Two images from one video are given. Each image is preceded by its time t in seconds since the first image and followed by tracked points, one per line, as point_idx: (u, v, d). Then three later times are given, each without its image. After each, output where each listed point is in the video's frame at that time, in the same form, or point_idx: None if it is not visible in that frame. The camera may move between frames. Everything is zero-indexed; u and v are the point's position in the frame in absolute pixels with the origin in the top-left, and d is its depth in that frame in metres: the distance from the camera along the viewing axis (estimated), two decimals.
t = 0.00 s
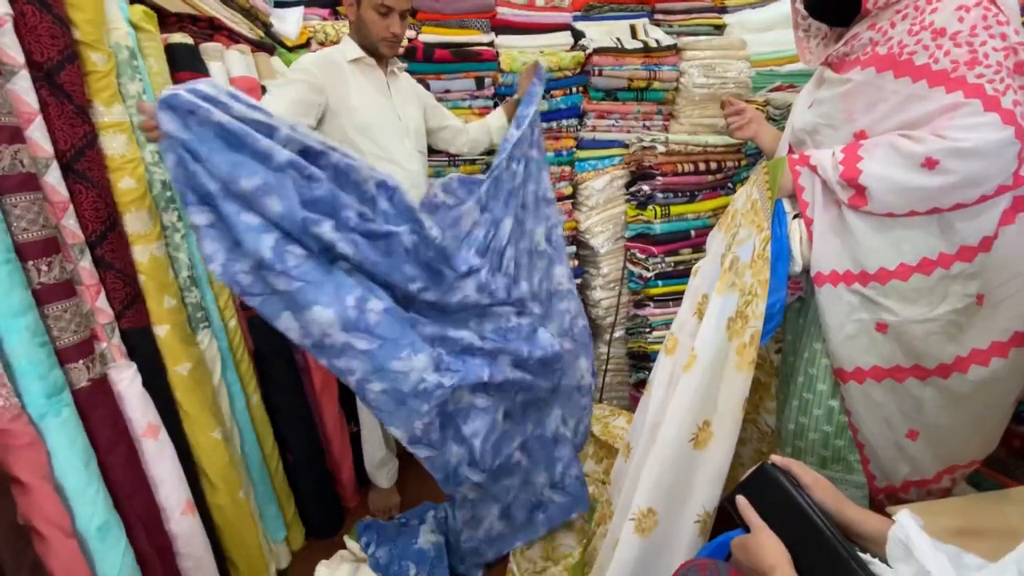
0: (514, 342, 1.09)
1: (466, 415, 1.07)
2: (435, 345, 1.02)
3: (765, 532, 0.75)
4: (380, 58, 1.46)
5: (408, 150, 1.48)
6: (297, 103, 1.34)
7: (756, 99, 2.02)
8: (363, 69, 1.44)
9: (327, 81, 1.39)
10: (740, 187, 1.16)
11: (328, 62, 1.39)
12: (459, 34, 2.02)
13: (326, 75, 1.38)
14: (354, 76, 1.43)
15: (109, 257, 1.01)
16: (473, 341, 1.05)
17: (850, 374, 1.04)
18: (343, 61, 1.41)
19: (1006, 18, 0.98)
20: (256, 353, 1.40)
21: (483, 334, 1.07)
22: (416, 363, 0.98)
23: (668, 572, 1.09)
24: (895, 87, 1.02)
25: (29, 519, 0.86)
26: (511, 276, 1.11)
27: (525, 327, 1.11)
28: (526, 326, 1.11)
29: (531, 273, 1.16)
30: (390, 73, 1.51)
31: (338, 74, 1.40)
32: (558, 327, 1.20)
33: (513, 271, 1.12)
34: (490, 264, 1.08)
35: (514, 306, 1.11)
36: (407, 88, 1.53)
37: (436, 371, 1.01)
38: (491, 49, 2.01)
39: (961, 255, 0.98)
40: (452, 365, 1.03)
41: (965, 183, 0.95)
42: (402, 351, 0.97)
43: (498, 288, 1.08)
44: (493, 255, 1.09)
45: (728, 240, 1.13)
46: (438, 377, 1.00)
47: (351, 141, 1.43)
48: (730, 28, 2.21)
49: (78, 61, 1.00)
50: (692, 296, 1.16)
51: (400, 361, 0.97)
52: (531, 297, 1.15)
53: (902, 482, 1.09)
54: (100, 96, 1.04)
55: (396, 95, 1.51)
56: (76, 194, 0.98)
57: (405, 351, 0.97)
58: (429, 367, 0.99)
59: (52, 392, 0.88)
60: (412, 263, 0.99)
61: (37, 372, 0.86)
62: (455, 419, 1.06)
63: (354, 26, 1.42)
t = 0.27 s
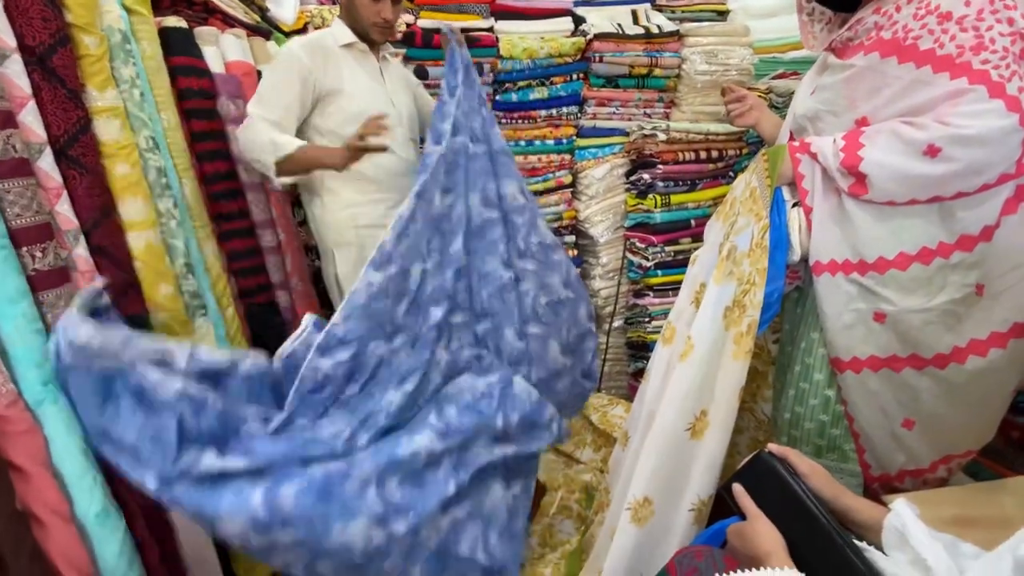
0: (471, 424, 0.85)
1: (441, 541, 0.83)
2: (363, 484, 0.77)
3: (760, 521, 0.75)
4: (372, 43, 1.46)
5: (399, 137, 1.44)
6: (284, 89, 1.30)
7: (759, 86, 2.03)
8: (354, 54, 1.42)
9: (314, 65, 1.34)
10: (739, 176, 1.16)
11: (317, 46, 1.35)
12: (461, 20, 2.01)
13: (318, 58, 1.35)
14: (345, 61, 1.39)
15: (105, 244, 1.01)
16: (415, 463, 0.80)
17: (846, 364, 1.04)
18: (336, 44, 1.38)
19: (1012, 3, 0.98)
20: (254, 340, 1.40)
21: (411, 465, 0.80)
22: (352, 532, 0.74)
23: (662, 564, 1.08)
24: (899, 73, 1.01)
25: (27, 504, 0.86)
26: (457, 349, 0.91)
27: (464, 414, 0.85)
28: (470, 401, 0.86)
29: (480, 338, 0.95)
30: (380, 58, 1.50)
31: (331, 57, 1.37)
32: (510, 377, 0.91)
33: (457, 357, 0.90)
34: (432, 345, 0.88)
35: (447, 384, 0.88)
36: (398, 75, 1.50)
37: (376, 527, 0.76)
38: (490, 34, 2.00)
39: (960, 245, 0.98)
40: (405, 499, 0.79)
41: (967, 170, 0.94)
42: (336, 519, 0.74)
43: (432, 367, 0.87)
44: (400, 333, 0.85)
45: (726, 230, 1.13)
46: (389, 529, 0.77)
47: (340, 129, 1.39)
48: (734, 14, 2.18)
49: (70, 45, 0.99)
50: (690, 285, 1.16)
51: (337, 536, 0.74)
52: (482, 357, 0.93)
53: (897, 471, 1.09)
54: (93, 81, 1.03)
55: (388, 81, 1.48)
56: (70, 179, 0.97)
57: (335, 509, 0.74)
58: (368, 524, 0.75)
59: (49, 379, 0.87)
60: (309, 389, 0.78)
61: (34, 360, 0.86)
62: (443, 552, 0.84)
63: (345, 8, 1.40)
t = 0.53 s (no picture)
0: (459, 399, 1.22)
1: (432, 469, 1.18)
2: (392, 425, 1.16)
3: (758, 515, 0.75)
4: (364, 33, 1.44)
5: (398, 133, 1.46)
6: (290, 92, 1.28)
7: (760, 80, 2.02)
8: (349, 48, 1.40)
9: (315, 64, 1.32)
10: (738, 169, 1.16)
11: (316, 42, 1.32)
12: (460, 11, 1.98)
13: (319, 58, 1.33)
14: (342, 56, 1.38)
15: (101, 236, 1.01)
16: (415, 410, 1.18)
17: (843, 359, 1.04)
18: (332, 39, 1.36)
19: None
20: (253, 333, 1.40)
21: (416, 410, 1.18)
22: (375, 467, 1.13)
23: (659, 558, 1.09)
24: (900, 67, 1.01)
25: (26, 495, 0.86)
26: (449, 348, 1.22)
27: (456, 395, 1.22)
28: (464, 381, 1.22)
29: (468, 333, 1.23)
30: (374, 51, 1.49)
31: (329, 54, 1.35)
32: (489, 364, 1.24)
33: (450, 338, 1.22)
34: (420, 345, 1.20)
35: (432, 376, 1.20)
36: (393, 68, 1.51)
37: (390, 468, 1.15)
38: (490, 27, 1.99)
39: (959, 240, 0.98)
40: (411, 442, 1.17)
41: (966, 165, 0.94)
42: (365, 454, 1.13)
43: (421, 360, 1.19)
44: (415, 336, 1.20)
45: (725, 224, 1.12)
46: (400, 468, 1.15)
47: (341, 126, 1.39)
48: (734, 8, 2.18)
49: (66, 35, 0.98)
50: (688, 279, 1.16)
51: (365, 479, 1.13)
52: (474, 353, 1.23)
53: (893, 466, 1.09)
54: (88, 72, 1.03)
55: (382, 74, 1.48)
56: (66, 171, 0.97)
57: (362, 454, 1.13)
58: (383, 462, 1.14)
59: (46, 371, 0.87)
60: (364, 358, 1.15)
61: (31, 352, 0.85)
62: (435, 480, 1.18)
63: None
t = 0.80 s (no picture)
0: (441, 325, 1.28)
1: (417, 389, 1.23)
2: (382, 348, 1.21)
3: (760, 515, 0.75)
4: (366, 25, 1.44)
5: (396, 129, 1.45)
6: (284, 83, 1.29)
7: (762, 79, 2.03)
8: (349, 42, 1.41)
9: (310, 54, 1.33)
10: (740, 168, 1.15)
11: (312, 35, 1.33)
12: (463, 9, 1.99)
13: (315, 50, 1.33)
14: (340, 50, 1.38)
15: (102, 233, 1.00)
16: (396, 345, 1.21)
17: (844, 359, 1.04)
18: (330, 34, 1.36)
19: None
20: (255, 331, 1.40)
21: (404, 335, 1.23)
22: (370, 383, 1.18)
23: (660, 557, 1.09)
24: (903, 66, 1.01)
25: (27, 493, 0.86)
26: (438, 282, 1.29)
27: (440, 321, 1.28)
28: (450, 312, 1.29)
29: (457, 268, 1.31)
30: (375, 47, 1.49)
31: (326, 49, 1.36)
32: (472, 304, 1.32)
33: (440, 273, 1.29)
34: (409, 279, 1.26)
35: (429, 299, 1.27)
36: (394, 65, 1.50)
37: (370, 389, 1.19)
38: (492, 24, 1.99)
39: (961, 240, 0.98)
40: (399, 361, 1.22)
41: (969, 165, 0.94)
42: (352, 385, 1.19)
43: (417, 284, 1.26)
44: (404, 271, 1.25)
45: (726, 223, 1.12)
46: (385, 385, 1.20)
47: (338, 121, 1.39)
48: (738, 6, 2.18)
49: (66, 32, 0.98)
50: (688, 279, 1.16)
51: (358, 412, 1.17)
52: (461, 288, 1.31)
53: (895, 467, 1.09)
54: (89, 69, 1.02)
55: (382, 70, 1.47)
56: (67, 168, 0.97)
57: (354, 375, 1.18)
58: (377, 378, 1.19)
59: (46, 368, 0.87)
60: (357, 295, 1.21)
61: (32, 349, 0.85)
62: (419, 399, 1.23)
63: None
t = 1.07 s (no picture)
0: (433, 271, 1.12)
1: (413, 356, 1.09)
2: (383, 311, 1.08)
3: (766, 520, 0.74)
4: (372, 20, 1.41)
5: (397, 128, 1.42)
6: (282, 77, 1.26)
7: (766, 80, 2.01)
8: (348, 39, 1.39)
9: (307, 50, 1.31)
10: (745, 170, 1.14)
11: (309, 31, 1.31)
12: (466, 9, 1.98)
13: (312, 46, 1.31)
14: (339, 46, 1.36)
15: (103, 233, 1.00)
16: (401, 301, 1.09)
17: (850, 362, 1.03)
18: (329, 30, 1.35)
19: None
20: (256, 331, 1.40)
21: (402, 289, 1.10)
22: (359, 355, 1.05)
23: (666, 562, 1.08)
24: (910, 68, 1.00)
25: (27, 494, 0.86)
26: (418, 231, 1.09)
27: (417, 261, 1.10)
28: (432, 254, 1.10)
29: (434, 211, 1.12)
30: (377, 43, 1.47)
31: (324, 44, 1.34)
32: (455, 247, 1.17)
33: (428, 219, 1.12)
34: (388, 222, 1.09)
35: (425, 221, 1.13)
36: (396, 62, 1.48)
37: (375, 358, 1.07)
38: (495, 25, 1.98)
39: (968, 243, 0.97)
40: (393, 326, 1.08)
41: (976, 168, 0.93)
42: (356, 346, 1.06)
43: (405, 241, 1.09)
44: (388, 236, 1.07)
45: (731, 225, 1.11)
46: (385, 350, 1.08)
47: (336, 118, 1.37)
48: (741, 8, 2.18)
49: (69, 30, 0.97)
50: (693, 281, 1.15)
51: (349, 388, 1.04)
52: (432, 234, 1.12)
53: (901, 471, 1.08)
54: (92, 67, 1.02)
55: (384, 67, 1.45)
56: (69, 167, 0.96)
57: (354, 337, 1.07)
58: (369, 351, 1.05)
59: (47, 368, 0.87)
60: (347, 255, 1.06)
61: (32, 349, 0.85)
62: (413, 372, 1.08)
63: None
